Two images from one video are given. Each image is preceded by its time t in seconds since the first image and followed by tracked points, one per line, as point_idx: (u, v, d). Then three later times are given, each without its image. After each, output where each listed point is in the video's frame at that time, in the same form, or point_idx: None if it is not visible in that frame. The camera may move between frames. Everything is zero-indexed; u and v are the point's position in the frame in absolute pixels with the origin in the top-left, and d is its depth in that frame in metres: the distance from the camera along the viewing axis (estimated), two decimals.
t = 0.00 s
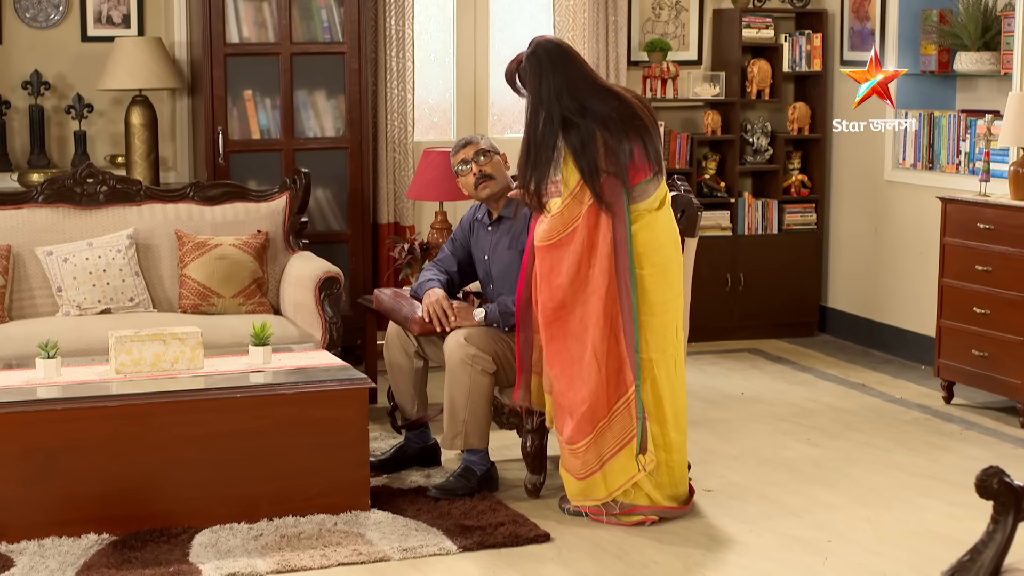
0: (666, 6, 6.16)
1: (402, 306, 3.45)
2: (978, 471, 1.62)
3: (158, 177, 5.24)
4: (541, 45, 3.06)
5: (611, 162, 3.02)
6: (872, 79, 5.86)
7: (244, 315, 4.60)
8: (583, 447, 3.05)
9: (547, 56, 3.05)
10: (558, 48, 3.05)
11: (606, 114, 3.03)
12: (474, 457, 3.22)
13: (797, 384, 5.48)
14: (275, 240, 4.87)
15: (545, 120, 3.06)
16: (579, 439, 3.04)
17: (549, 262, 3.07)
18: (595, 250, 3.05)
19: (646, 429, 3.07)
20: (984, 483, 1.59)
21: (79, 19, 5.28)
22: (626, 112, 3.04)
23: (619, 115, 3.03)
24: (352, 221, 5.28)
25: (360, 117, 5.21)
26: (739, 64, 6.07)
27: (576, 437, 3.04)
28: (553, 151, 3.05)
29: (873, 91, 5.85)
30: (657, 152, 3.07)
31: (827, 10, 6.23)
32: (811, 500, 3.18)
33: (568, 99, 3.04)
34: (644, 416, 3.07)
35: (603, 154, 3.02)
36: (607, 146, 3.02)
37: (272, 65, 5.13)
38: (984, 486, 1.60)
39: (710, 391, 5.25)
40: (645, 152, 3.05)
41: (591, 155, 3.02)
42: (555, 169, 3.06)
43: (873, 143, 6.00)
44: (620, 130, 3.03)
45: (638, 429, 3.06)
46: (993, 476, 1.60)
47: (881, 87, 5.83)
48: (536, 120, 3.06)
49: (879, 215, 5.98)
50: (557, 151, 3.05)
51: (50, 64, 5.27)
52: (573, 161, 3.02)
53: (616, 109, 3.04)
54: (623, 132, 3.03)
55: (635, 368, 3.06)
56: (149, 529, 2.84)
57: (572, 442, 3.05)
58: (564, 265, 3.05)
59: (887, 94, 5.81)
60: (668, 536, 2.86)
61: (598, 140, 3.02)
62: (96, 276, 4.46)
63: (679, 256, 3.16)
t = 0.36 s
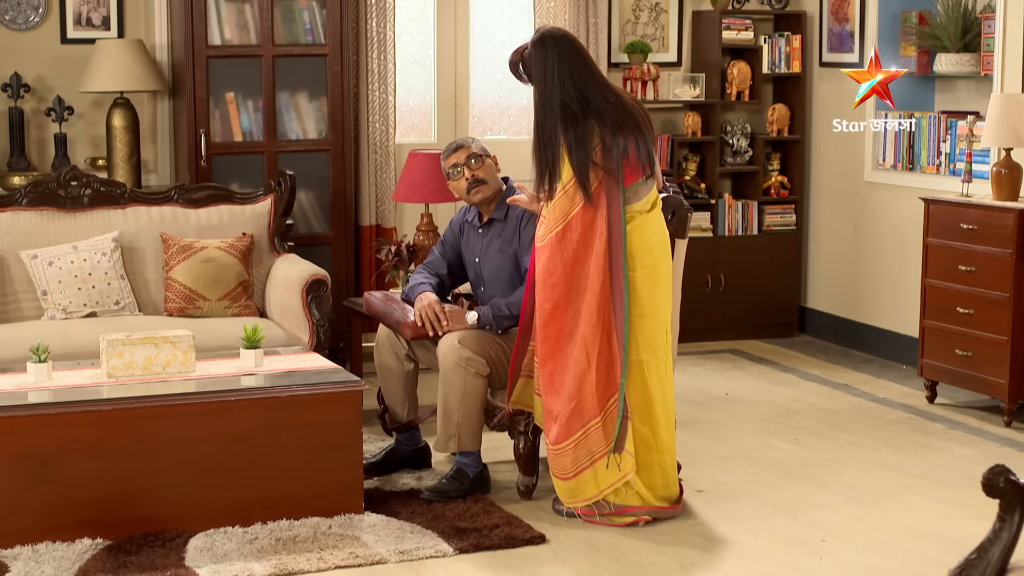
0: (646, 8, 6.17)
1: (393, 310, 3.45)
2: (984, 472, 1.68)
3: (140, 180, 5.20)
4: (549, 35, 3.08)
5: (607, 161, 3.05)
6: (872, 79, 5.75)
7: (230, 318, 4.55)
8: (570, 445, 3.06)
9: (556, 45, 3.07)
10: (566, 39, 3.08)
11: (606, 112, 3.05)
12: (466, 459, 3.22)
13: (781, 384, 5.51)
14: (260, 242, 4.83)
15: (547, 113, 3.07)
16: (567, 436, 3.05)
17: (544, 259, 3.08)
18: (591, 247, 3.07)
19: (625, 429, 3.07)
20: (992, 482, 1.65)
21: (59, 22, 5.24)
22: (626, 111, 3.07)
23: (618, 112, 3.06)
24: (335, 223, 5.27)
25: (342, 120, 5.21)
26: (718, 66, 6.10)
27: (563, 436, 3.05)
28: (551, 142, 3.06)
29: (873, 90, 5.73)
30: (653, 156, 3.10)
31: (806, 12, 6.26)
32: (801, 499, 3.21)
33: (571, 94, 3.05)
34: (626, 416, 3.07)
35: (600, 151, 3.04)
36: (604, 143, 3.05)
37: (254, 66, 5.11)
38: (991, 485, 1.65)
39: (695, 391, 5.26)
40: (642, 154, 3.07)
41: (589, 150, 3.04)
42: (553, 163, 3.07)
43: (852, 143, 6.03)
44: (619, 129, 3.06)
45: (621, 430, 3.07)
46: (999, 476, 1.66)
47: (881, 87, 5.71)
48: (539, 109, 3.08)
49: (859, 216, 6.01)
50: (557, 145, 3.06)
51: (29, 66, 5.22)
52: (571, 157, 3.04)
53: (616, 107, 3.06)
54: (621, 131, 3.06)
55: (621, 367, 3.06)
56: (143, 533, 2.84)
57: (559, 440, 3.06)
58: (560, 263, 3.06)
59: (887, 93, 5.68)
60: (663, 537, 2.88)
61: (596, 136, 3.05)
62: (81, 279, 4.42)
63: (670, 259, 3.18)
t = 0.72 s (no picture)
0: (631, 9, 6.18)
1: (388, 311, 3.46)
2: (993, 470, 1.69)
3: (127, 182, 5.18)
4: (556, 32, 3.09)
5: (610, 160, 3.06)
6: (872, 79, 5.71)
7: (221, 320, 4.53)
8: (577, 447, 3.06)
9: (562, 43, 3.09)
10: (573, 37, 3.09)
11: (610, 111, 3.07)
12: (462, 460, 3.23)
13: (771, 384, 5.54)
14: (250, 244, 4.82)
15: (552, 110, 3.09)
16: (577, 436, 3.05)
17: (551, 260, 3.09)
18: (597, 248, 3.08)
19: (618, 429, 3.08)
20: (1000, 481, 1.66)
21: (44, 23, 5.21)
22: (628, 111, 3.09)
23: (621, 111, 3.07)
24: (323, 225, 5.26)
25: (330, 121, 5.20)
26: (704, 67, 6.11)
27: (573, 437, 3.05)
28: (555, 139, 3.07)
29: (873, 90, 5.71)
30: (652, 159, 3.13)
31: (791, 13, 6.28)
32: (797, 498, 3.23)
33: (576, 92, 3.07)
34: (620, 416, 3.08)
35: (604, 150, 3.05)
36: (609, 142, 3.06)
37: (241, 67, 5.09)
38: (1001, 484, 1.66)
39: (686, 391, 5.28)
40: (643, 155, 3.10)
41: (592, 149, 3.05)
42: (557, 160, 3.08)
43: (838, 143, 6.05)
44: (622, 128, 3.07)
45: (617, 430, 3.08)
46: (1008, 475, 1.67)
47: (881, 87, 5.69)
48: (545, 105, 3.09)
49: (845, 216, 6.04)
50: (560, 142, 3.07)
51: (15, 68, 5.19)
52: (575, 155, 3.05)
53: (619, 106, 3.08)
54: (623, 129, 3.07)
55: (615, 368, 3.09)
56: (142, 536, 2.84)
57: (567, 441, 3.06)
58: (568, 263, 3.07)
59: (887, 94, 5.67)
60: (661, 537, 2.89)
61: (600, 134, 3.06)
62: (72, 281, 4.40)
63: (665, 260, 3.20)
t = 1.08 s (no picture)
0: (620, 10, 6.19)
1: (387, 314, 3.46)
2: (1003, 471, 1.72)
3: (117, 183, 5.16)
4: (559, 33, 3.11)
5: (609, 162, 3.07)
6: (872, 79, 5.68)
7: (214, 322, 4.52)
8: (595, 451, 3.06)
9: (565, 43, 3.11)
10: (575, 38, 3.11)
11: (611, 112, 3.08)
12: (461, 461, 3.24)
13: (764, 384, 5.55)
14: (243, 245, 4.81)
15: (553, 111, 3.10)
16: (589, 440, 3.05)
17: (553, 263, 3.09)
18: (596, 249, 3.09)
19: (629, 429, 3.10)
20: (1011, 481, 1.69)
21: (33, 24, 5.18)
22: (628, 113, 3.10)
23: (621, 113, 3.08)
24: (314, 226, 5.26)
25: (321, 122, 5.20)
26: (693, 68, 6.13)
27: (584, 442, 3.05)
28: (555, 138, 3.09)
29: (873, 90, 5.67)
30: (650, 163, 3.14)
31: (779, 14, 6.30)
32: (794, 498, 3.25)
33: (576, 93, 3.08)
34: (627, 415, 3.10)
35: (603, 150, 3.06)
36: (609, 142, 3.06)
37: (232, 69, 5.08)
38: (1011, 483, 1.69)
39: (679, 392, 5.30)
40: (641, 158, 3.11)
41: (591, 149, 3.06)
42: (557, 160, 3.10)
43: (827, 144, 6.07)
44: (622, 130, 3.08)
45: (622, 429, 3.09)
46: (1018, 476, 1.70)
47: (881, 87, 5.65)
48: (546, 104, 3.11)
49: (834, 217, 6.06)
50: (560, 142, 3.09)
51: (3, 69, 5.17)
52: (574, 154, 3.06)
53: (620, 107, 3.09)
54: (623, 131, 3.08)
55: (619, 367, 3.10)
56: (142, 539, 2.83)
57: (585, 447, 3.05)
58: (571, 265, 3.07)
59: (886, 94, 5.63)
60: (661, 538, 2.91)
61: (599, 135, 3.07)
62: (65, 284, 4.38)
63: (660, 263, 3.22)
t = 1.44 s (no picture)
0: (609, 16, 6.21)
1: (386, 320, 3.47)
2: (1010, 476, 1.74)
3: (109, 190, 5.15)
4: (562, 36, 3.11)
5: (606, 167, 3.08)
6: (872, 79, 5.67)
7: (209, 328, 4.51)
8: (607, 456, 3.06)
9: (568, 46, 3.11)
10: (578, 41, 3.12)
11: (610, 117, 3.09)
12: (459, 467, 3.24)
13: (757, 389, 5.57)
14: (236, 252, 4.80)
15: (553, 113, 3.10)
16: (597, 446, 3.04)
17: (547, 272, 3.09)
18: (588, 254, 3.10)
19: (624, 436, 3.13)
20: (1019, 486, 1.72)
21: (23, 31, 5.17)
22: (627, 119, 3.11)
23: (620, 118, 3.09)
24: (306, 232, 5.26)
25: (313, 128, 5.20)
26: (683, 74, 6.15)
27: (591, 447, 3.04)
28: (553, 139, 3.09)
29: (873, 90, 5.66)
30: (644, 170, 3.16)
31: (769, 21, 6.33)
32: (791, 502, 3.26)
33: (577, 96, 3.09)
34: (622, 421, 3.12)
35: (599, 155, 3.07)
36: (607, 147, 3.07)
37: (223, 75, 5.08)
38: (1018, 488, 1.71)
39: (672, 397, 5.31)
40: (636, 165, 3.13)
41: (589, 153, 3.07)
42: (553, 163, 3.10)
43: (818, 149, 6.08)
44: (620, 135, 3.09)
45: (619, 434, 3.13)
46: None
47: (880, 87, 5.64)
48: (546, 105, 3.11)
49: (823, 222, 6.08)
50: (558, 145, 3.09)
51: None
52: (571, 158, 3.07)
53: (619, 113, 3.10)
54: (621, 136, 3.09)
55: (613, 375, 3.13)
56: (142, 545, 2.83)
57: (598, 452, 3.05)
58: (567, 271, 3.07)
59: (886, 93, 5.62)
60: (661, 543, 2.92)
61: (597, 138, 3.07)
62: (60, 290, 4.37)
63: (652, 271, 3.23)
